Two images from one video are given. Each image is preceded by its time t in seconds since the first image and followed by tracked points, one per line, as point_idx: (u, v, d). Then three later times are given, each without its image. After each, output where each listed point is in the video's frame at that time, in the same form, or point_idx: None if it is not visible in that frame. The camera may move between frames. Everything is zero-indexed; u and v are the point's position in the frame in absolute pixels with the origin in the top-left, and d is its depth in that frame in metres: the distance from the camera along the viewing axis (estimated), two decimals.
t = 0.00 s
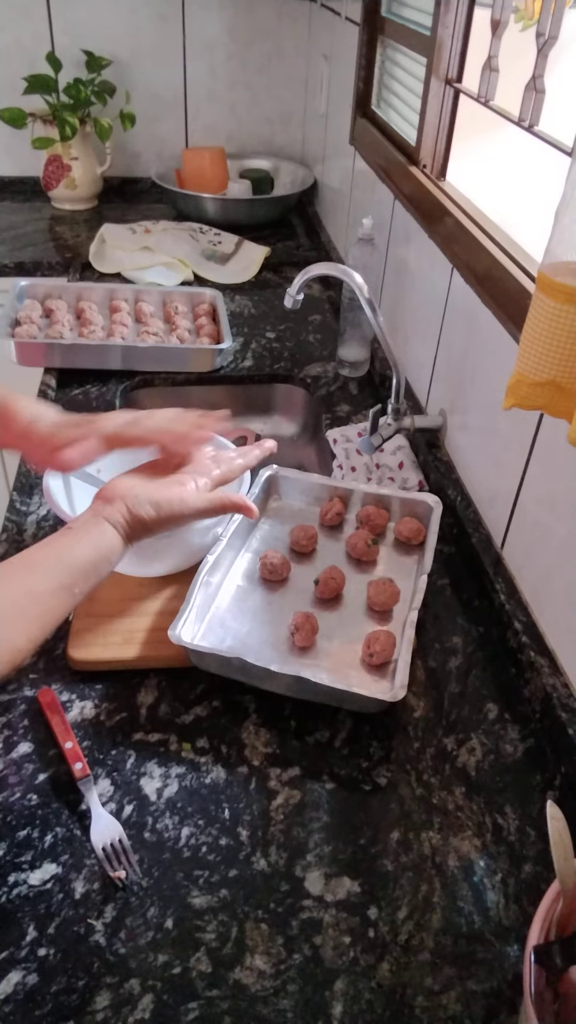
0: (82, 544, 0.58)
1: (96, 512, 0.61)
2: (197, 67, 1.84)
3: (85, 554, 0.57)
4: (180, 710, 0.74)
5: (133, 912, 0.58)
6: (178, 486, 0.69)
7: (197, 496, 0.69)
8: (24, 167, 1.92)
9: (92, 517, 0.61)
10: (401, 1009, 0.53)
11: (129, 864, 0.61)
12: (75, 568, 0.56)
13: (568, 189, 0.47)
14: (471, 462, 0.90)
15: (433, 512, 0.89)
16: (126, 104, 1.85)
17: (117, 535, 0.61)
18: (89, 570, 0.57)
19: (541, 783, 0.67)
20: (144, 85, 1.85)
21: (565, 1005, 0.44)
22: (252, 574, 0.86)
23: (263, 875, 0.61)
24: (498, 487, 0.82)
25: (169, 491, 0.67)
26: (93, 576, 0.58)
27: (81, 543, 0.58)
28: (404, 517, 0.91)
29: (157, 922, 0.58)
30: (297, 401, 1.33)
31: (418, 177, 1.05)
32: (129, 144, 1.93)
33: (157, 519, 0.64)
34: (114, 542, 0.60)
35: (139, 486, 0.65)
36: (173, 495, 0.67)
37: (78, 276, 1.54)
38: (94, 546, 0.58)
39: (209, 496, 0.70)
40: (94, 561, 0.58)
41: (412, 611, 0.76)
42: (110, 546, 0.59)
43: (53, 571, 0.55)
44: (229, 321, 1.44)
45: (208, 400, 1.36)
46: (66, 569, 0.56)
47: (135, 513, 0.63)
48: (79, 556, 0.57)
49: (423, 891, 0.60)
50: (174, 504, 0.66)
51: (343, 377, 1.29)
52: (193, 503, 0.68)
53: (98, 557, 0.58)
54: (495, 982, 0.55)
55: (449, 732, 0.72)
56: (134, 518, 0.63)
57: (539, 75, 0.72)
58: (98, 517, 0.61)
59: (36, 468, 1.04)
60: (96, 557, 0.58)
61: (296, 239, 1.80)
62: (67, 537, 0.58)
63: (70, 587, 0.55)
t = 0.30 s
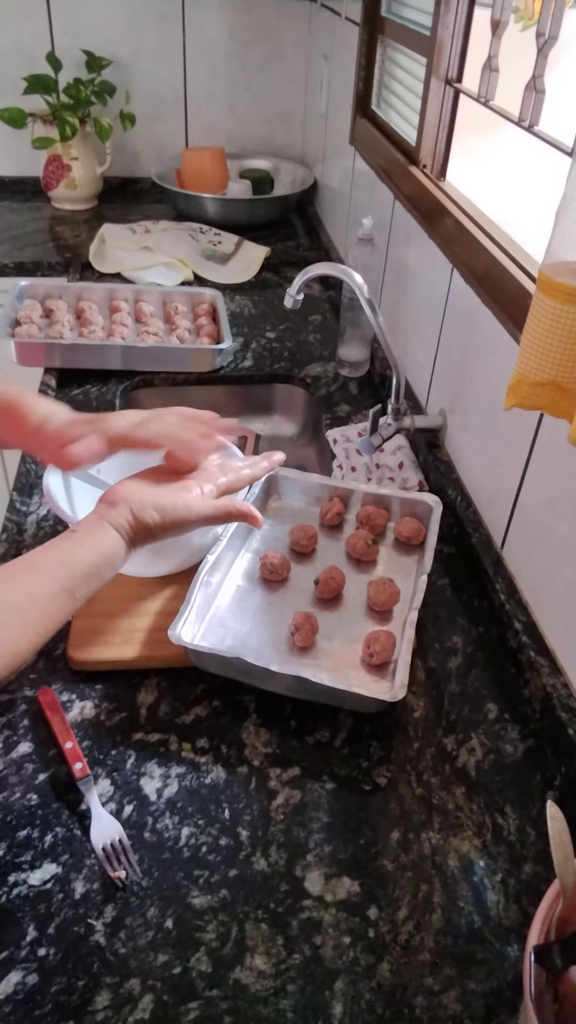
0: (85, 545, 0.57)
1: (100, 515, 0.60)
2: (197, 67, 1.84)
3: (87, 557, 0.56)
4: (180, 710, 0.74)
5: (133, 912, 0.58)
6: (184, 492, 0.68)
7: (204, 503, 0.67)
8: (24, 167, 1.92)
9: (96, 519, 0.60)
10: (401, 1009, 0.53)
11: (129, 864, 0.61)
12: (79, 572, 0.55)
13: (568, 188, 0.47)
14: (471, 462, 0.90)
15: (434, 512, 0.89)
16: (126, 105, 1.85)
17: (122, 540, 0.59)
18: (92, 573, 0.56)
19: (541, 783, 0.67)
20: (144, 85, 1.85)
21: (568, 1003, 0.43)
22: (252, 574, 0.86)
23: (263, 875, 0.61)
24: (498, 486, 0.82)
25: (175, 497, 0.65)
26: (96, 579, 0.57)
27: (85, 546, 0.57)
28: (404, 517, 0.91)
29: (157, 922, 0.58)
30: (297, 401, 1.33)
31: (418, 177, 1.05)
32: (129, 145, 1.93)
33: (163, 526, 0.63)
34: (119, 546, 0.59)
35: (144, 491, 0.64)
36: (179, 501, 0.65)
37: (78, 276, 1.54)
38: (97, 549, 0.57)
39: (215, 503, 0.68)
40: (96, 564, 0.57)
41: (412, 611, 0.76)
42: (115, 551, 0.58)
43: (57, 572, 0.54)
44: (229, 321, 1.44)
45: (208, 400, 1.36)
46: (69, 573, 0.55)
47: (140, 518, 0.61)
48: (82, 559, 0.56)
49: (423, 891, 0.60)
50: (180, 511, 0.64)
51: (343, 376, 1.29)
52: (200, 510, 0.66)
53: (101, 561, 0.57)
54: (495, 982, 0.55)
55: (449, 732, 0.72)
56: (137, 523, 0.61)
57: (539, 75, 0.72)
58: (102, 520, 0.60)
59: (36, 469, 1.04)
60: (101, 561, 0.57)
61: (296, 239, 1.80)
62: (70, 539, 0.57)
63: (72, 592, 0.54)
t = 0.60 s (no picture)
0: (57, 572, 0.55)
1: (78, 535, 0.57)
2: (197, 67, 1.84)
3: (61, 586, 0.55)
4: (180, 710, 0.74)
5: (133, 912, 0.58)
6: (168, 516, 0.63)
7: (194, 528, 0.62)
8: (24, 167, 1.92)
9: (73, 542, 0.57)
10: (401, 1009, 0.53)
11: (129, 864, 0.61)
12: (48, 604, 0.54)
13: (568, 188, 0.47)
14: (471, 462, 0.90)
15: (434, 512, 0.89)
16: (126, 105, 1.85)
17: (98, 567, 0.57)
18: (63, 604, 0.55)
19: (541, 783, 0.67)
20: (144, 85, 1.85)
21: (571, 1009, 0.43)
22: (252, 574, 0.86)
23: (263, 875, 0.61)
24: (498, 486, 0.82)
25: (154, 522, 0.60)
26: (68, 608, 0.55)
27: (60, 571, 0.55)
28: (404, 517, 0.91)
29: (157, 922, 0.58)
30: (297, 401, 1.33)
31: (418, 177, 1.05)
32: (129, 144, 1.93)
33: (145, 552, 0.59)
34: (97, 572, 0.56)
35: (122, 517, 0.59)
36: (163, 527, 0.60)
37: (78, 277, 1.54)
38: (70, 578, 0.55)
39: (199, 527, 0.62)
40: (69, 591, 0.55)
41: (412, 611, 0.76)
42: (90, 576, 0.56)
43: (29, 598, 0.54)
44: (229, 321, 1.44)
45: (208, 400, 1.36)
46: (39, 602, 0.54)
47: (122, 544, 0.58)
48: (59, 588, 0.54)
49: (423, 892, 0.60)
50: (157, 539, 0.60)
51: (343, 377, 1.29)
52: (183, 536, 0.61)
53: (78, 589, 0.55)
54: (495, 982, 0.55)
55: (449, 732, 0.72)
56: (118, 548, 0.58)
57: (539, 75, 0.72)
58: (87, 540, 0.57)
59: (36, 468, 1.04)
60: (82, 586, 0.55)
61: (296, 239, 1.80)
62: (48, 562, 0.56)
63: (42, 623, 0.54)
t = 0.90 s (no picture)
0: (38, 574, 0.52)
1: (61, 535, 0.56)
2: (197, 67, 1.84)
3: (41, 588, 0.51)
4: (180, 710, 0.74)
5: (133, 912, 0.58)
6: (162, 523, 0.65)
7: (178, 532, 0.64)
8: (24, 167, 1.92)
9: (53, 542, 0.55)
10: (401, 1009, 0.53)
11: (129, 864, 0.61)
12: (26, 606, 0.50)
13: (568, 188, 0.47)
14: (471, 462, 0.90)
15: (434, 512, 0.89)
16: (126, 105, 1.85)
17: (79, 566, 0.55)
18: (43, 608, 0.51)
19: (541, 783, 0.67)
20: (144, 85, 1.85)
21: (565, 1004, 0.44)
22: (252, 574, 0.86)
23: (263, 875, 0.61)
24: (498, 486, 0.82)
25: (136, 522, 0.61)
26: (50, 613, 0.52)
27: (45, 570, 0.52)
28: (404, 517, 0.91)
29: (157, 922, 0.58)
30: (297, 401, 1.33)
31: (418, 177, 1.05)
32: (129, 144, 1.93)
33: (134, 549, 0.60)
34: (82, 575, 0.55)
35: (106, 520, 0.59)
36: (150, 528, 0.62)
37: (78, 277, 1.54)
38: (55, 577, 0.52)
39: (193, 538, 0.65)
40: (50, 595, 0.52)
41: (412, 611, 0.76)
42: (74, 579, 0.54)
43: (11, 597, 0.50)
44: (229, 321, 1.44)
45: (208, 400, 1.36)
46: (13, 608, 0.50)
47: (111, 542, 0.58)
48: (43, 588, 0.52)
49: (423, 891, 0.60)
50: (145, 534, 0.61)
51: (343, 377, 1.29)
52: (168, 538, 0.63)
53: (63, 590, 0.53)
54: (495, 982, 0.55)
55: (449, 732, 0.72)
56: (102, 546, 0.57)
57: (539, 75, 0.72)
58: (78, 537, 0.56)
59: (36, 469, 1.04)
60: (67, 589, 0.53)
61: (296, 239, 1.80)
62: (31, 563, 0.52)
63: (17, 630, 0.50)
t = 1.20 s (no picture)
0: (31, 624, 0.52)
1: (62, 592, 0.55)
2: (197, 67, 1.84)
3: (28, 636, 0.51)
4: (180, 710, 0.74)
5: (133, 912, 0.58)
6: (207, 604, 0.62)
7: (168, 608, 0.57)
8: (24, 167, 1.92)
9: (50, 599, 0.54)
10: (401, 1008, 0.53)
11: (129, 865, 0.61)
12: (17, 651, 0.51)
13: (568, 189, 0.47)
14: (470, 462, 0.90)
15: (434, 512, 0.89)
16: (126, 105, 1.85)
17: (65, 628, 0.54)
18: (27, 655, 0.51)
19: (541, 783, 0.67)
20: (144, 85, 1.85)
21: (564, 1006, 0.44)
22: (252, 574, 0.86)
23: (263, 875, 0.61)
24: (498, 486, 0.82)
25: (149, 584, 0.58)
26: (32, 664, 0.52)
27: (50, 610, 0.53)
28: (404, 517, 0.91)
29: (157, 922, 0.58)
30: (297, 401, 1.33)
31: (418, 177, 1.05)
32: (129, 144, 1.93)
33: (106, 633, 0.55)
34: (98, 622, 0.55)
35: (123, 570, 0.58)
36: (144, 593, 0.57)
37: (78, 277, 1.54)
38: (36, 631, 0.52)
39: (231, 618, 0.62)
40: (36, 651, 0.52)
41: (412, 611, 0.76)
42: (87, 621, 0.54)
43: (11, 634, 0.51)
44: (229, 321, 1.44)
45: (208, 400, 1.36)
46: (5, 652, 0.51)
47: (83, 616, 0.55)
48: (31, 635, 0.52)
49: (423, 892, 0.60)
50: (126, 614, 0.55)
51: (343, 377, 1.29)
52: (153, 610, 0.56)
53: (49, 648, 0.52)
54: (495, 982, 0.55)
55: (449, 732, 0.72)
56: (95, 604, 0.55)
57: (539, 75, 0.72)
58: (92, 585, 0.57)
59: (36, 469, 1.04)
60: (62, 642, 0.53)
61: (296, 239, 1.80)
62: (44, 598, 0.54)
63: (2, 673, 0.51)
